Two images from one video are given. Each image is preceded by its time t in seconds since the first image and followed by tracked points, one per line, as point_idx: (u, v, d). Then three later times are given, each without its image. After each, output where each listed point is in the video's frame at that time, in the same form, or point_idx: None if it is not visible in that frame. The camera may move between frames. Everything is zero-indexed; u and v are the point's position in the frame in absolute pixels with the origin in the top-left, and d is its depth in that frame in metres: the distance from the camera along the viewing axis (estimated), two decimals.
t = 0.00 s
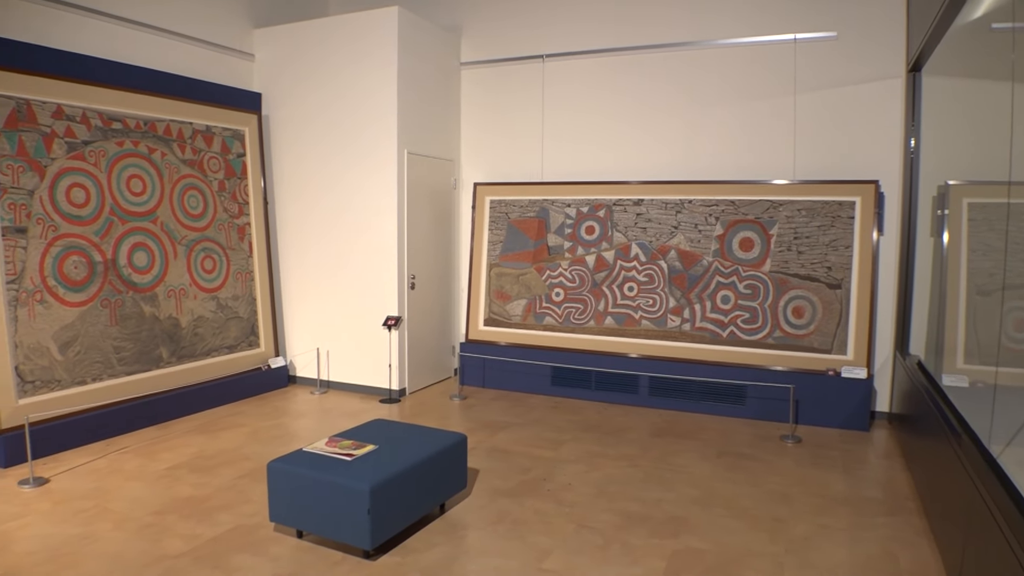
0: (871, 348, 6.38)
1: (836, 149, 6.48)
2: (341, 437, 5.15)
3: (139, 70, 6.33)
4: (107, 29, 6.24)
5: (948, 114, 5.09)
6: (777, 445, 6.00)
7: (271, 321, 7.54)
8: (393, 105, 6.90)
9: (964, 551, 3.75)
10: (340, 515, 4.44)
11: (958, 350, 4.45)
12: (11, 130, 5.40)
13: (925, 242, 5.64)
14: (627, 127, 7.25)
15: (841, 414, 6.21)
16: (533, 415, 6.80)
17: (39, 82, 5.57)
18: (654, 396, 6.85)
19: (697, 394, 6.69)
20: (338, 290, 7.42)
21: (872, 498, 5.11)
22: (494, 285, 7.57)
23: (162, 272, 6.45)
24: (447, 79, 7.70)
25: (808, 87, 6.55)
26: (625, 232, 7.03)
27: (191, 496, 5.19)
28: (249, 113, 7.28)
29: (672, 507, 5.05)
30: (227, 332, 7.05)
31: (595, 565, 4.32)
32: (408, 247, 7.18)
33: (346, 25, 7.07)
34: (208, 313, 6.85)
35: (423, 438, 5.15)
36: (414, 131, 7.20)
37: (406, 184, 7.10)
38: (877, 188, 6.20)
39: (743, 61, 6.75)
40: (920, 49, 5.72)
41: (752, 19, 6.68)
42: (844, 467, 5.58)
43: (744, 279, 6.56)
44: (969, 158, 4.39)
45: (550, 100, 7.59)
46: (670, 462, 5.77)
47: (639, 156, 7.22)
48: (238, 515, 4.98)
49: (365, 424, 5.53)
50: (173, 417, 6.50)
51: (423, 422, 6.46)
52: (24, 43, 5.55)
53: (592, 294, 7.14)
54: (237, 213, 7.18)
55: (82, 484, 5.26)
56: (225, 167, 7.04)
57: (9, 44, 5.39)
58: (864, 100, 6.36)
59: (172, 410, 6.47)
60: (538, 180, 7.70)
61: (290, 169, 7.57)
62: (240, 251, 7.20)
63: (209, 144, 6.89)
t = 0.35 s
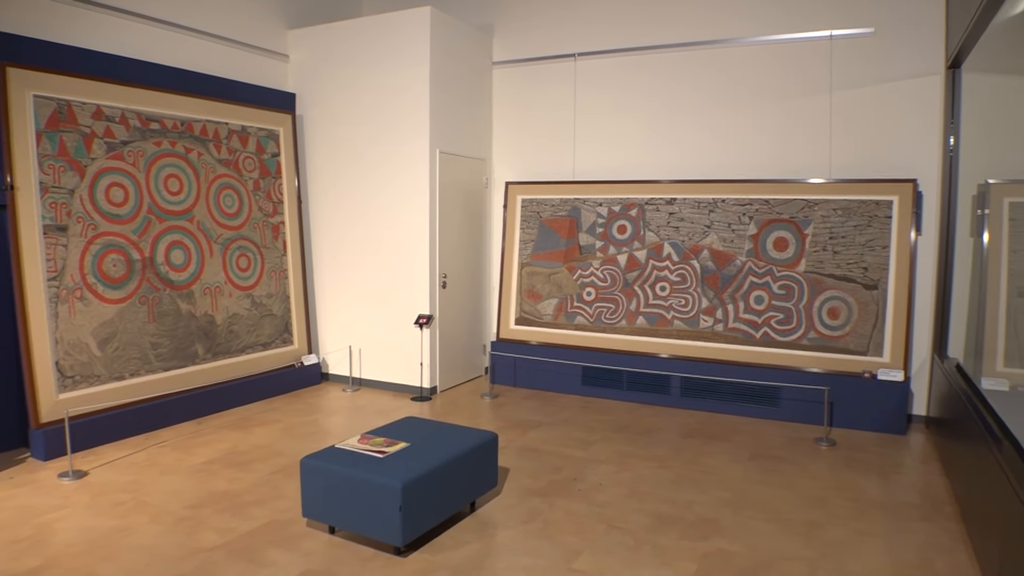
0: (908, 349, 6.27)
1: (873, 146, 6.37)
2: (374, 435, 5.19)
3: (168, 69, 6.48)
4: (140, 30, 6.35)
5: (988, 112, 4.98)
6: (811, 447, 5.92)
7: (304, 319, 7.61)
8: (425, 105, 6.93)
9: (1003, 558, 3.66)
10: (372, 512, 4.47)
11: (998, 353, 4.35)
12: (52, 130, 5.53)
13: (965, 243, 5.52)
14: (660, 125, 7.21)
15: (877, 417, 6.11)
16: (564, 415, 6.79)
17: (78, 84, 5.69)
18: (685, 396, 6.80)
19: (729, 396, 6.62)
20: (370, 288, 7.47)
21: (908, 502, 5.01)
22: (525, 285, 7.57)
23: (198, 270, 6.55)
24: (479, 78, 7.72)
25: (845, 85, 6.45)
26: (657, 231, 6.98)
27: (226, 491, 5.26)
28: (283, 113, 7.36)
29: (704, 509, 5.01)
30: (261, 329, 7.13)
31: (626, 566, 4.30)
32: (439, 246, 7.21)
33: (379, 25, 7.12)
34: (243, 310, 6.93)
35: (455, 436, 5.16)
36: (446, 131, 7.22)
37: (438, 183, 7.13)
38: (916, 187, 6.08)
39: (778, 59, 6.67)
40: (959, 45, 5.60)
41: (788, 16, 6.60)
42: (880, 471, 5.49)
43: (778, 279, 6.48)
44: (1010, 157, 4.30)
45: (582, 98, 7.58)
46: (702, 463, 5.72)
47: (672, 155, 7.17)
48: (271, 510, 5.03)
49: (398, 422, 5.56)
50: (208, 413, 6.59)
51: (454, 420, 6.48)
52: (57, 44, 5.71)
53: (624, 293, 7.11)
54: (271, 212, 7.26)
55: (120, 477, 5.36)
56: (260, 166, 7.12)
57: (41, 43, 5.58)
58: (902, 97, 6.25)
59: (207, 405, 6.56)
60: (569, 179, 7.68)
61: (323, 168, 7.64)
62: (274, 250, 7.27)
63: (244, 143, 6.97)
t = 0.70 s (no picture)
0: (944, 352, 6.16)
1: (909, 145, 6.27)
2: (404, 433, 5.21)
3: (201, 69, 6.60)
4: (175, 31, 6.45)
5: None
6: (843, 451, 5.84)
7: (335, 317, 7.67)
8: (455, 104, 6.95)
9: None
10: (402, 509, 4.49)
11: None
12: (91, 131, 5.64)
13: (1004, 244, 5.41)
14: (691, 123, 7.16)
15: (911, 420, 6.01)
16: (592, 415, 6.77)
17: (115, 85, 5.79)
18: (715, 398, 6.75)
19: (760, 397, 6.56)
20: (399, 286, 7.51)
21: (943, 508, 4.92)
22: (555, 284, 7.56)
23: (232, 268, 6.63)
24: (509, 77, 7.73)
25: (880, 82, 6.35)
26: (688, 231, 6.93)
27: (257, 486, 5.32)
28: (315, 113, 7.43)
29: (735, 512, 4.96)
30: (293, 327, 7.20)
31: (655, 567, 4.27)
32: (469, 245, 7.22)
33: (409, 25, 7.16)
34: (276, 308, 7.00)
35: (484, 435, 5.16)
36: (477, 130, 7.24)
37: (468, 182, 7.14)
38: (953, 186, 5.97)
39: (812, 56, 6.59)
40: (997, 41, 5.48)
41: (822, 12, 6.52)
42: (915, 475, 5.40)
43: (811, 280, 6.40)
44: None
45: (613, 97, 7.55)
46: (732, 465, 5.66)
47: (703, 154, 7.12)
48: (302, 506, 5.08)
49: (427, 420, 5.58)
50: (240, 409, 6.67)
51: (483, 419, 6.49)
52: (93, 45, 5.87)
53: (654, 293, 7.07)
54: (303, 211, 7.33)
55: (154, 472, 5.45)
56: (292, 166, 7.19)
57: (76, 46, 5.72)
58: (940, 94, 6.13)
59: (239, 402, 6.64)
60: (600, 178, 7.66)
61: (354, 167, 7.70)
62: (306, 248, 7.34)
63: (277, 143, 7.05)
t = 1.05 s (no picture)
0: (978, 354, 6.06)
1: (944, 143, 6.17)
2: (431, 431, 5.23)
3: (232, 70, 6.70)
4: (206, 32, 6.54)
5: None
6: (874, 454, 5.76)
7: (363, 315, 7.72)
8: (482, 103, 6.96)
9: None
10: (429, 507, 4.51)
11: None
12: (125, 132, 5.73)
13: None
14: (720, 122, 7.11)
15: (944, 424, 5.91)
16: (619, 415, 6.74)
17: (149, 87, 5.89)
18: (743, 399, 6.70)
19: (788, 399, 6.50)
20: (427, 285, 7.54)
21: (976, 513, 4.82)
22: (582, 284, 7.54)
23: (262, 267, 6.70)
24: (537, 77, 7.73)
25: (914, 79, 6.25)
26: (716, 230, 6.88)
27: (286, 482, 5.37)
28: (344, 113, 7.49)
29: (763, 514, 4.92)
30: (322, 325, 7.26)
31: (681, 569, 4.24)
32: (496, 245, 7.23)
33: (437, 25, 7.18)
34: (305, 306, 7.07)
35: (511, 435, 5.16)
36: (504, 130, 7.24)
37: (496, 181, 7.15)
38: (988, 186, 5.86)
39: (843, 54, 6.51)
40: None
41: (854, 9, 6.43)
42: (947, 479, 5.31)
43: (842, 281, 6.33)
44: None
45: (641, 96, 7.51)
46: (760, 467, 5.61)
47: (732, 153, 7.07)
48: (330, 503, 5.12)
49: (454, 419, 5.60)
50: (270, 406, 6.74)
51: (510, 417, 6.50)
52: (128, 48, 6.00)
53: (682, 293, 7.03)
54: (332, 211, 7.38)
55: (185, 467, 5.52)
56: (321, 165, 7.25)
57: (108, 49, 5.86)
58: (975, 91, 6.02)
59: (269, 399, 6.71)
60: (627, 177, 7.64)
61: (384, 166, 7.74)
62: (334, 247, 7.40)
63: (307, 143, 7.11)
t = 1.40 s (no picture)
0: (1010, 357, 5.96)
1: (975, 142, 6.07)
2: (455, 430, 5.25)
3: (259, 70, 6.79)
4: (233, 34, 6.63)
5: None
6: (902, 457, 5.69)
7: (388, 314, 7.76)
8: (507, 103, 6.97)
9: None
10: (453, 505, 4.52)
11: None
12: (154, 132, 5.81)
13: None
14: (746, 121, 7.06)
15: (975, 427, 5.83)
16: (643, 416, 6.72)
17: (178, 87, 5.96)
18: (769, 401, 6.65)
19: (815, 401, 6.44)
20: (452, 284, 7.57)
21: (1007, 518, 4.74)
22: (607, 284, 7.52)
23: (289, 266, 6.76)
24: (562, 76, 7.73)
25: (945, 77, 6.17)
26: (743, 230, 6.83)
27: (312, 479, 5.42)
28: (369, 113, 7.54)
29: (789, 517, 4.87)
30: (347, 324, 7.31)
31: (706, 571, 4.21)
32: (521, 244, 7.23)
33: (462, 25, 7.20)
34: (330, 305, 7.12)
35: (535, 434, 5.16)
36: (529, 129, 7.25)
37: (521, 181, 7.15)
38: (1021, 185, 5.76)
39: (872, 51, 6.43)
40: None
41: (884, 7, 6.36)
42: (977, 484, 5.22)
43: (871, 281, 6.25)
44: None
45: (667, 95, 7.48)
46: (786, 470, 5.57)
47: (759, 152, 7.02)
48: (355, 500, 5.15)
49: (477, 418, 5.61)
50: (296, 404, 6.80)
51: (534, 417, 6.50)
52: (158, 50, 6.10)
53: (708, 294, 6.99)
54: (358, 210, 7.43)
55: (212, 463, 5.59)
56: (347, 165, 7.30)
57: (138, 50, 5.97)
58: (1009, 89, 5.92)
59: (295, 397, 6.77)
60: (653, 177, 7.61)
61: (409, 166, 7.77)
62: (360, 247, 7.44)
63: (333, 143, 7.16)
